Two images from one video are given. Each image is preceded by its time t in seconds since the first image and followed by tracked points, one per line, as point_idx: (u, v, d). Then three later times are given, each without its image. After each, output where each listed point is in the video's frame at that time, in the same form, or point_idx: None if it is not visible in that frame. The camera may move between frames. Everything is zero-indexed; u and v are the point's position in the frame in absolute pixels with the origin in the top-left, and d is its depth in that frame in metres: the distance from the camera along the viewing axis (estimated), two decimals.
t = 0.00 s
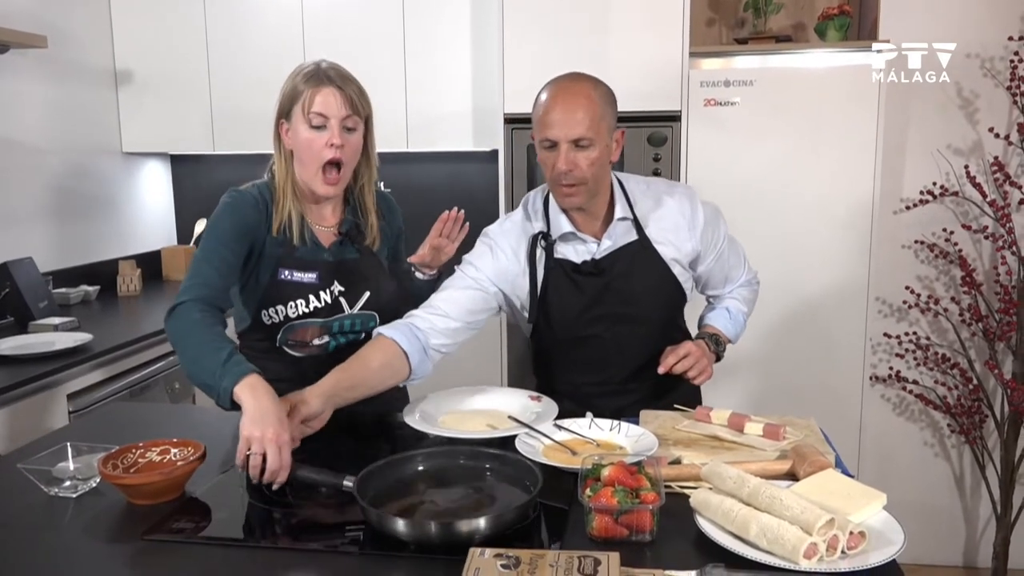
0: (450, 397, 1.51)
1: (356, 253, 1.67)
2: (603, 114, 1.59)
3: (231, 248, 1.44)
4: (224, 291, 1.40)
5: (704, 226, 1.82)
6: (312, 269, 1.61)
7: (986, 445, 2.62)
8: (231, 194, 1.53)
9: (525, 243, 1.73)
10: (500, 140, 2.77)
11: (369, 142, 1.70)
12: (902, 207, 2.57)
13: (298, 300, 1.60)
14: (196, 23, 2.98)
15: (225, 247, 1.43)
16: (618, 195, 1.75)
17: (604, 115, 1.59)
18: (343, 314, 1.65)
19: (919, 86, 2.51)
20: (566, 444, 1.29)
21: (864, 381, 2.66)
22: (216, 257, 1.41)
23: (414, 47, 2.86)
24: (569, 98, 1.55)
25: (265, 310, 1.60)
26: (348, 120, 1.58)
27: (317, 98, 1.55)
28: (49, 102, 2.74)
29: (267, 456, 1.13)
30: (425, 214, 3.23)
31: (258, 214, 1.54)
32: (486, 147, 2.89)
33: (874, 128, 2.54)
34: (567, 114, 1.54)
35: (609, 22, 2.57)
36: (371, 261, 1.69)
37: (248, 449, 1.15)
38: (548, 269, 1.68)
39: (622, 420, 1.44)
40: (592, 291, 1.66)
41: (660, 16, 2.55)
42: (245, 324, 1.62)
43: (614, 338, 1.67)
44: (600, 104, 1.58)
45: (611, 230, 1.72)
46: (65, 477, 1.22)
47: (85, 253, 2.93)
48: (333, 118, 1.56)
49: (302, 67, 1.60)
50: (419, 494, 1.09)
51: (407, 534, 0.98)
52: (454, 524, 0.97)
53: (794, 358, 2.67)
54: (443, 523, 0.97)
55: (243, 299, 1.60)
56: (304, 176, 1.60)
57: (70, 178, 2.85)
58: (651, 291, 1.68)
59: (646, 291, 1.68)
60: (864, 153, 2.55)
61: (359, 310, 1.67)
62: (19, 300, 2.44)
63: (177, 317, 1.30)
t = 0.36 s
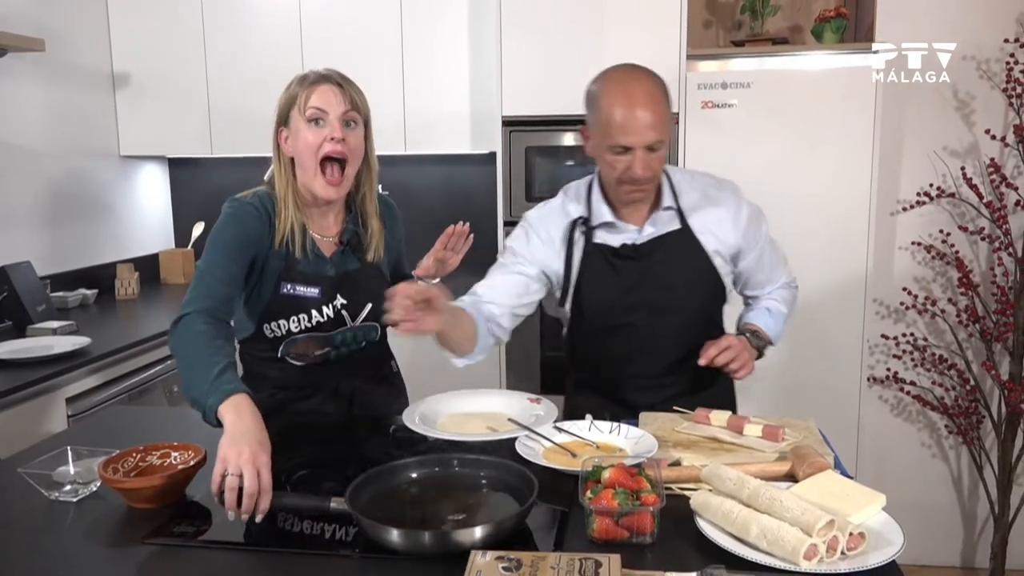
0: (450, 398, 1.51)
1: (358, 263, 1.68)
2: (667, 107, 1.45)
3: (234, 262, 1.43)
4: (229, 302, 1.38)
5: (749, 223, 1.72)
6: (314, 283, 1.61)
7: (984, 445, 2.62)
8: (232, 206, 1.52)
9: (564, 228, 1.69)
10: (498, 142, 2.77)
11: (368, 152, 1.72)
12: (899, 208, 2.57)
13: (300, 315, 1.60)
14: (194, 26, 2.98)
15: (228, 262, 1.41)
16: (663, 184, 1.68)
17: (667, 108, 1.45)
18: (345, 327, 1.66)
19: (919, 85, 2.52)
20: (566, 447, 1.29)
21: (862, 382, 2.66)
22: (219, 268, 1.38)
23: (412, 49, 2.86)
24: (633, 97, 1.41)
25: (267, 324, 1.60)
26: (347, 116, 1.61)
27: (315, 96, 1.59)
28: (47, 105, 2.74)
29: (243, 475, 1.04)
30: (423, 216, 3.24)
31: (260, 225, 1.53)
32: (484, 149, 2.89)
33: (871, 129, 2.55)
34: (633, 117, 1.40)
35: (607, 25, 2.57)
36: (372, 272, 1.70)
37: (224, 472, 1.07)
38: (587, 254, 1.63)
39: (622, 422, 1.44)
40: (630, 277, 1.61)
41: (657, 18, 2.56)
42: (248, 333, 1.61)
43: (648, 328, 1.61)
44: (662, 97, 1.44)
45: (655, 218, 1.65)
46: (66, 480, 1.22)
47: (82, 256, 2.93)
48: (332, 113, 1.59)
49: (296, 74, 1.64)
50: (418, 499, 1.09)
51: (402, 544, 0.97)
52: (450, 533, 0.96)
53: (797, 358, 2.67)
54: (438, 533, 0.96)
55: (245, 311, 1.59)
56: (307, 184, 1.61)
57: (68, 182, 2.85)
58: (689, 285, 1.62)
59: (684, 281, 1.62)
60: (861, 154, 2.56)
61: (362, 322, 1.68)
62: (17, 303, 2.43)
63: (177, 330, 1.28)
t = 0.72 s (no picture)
0: (446, 396, 1.51)
1: (352, 269, 1.67)
2: (770, 109, 1.39)
3: (228, 266, 1.41)
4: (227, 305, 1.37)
5: (845, 235, 1.62)
6: (307, 291, 1.60)
7: (976, 443, 2.63)
8: (225, 212, 1.51)
9: (648, 213, 1.68)
10: (492, 142, 2.77)
11: (364, 158, 1.70)
12: (891, 207, 2.63)
13: (294, 322, 1.60)
14: (188, 25, 2.97)
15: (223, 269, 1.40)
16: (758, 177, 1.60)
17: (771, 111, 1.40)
18: (340, 333, 1.65)
19: (918, 85, 2.58)
20: (562, 449, 1.29)
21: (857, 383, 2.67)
22: (214, 272, 1.38)
23: (406, 49, 2.86)
24: (734, 100, 1.36)
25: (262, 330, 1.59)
26: (345, 126, 1.58)
27: (314, 106, 1.55)
28: (39, 105, 2.73)
29: (239, 481, 1.03)
30: (417, 216, 3.24)
31: (254, 230, 1.52)
32: (478, 149, 2.89)
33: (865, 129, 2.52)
34: (734, 123, 1.36)
35: (601, 25, 2.58)
36: (367, 280, 1.69)
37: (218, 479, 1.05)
38: (668, 241, 1.62)
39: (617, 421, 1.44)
40: (711, 268, 1.58)
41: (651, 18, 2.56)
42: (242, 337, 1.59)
43: (725, 322, 1.58)
44: (766, 99, 1.38)
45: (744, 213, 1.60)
46: (60, 481, 1.22)
47: (75, 256, 2.92)
48: (331, 125, 1.56)
49: (294, 78, 1.60)
50: (417, 498, 1.09)
51: (403, 541, 0.97)
52: (449, 531, 0.96)
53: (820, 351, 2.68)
54: (439, 530, 0.96)
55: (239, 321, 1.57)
56: (302, 193, 1.59)
57: (61, 181, 2.84)
58: (774, 283, 1.57)
59: (769, 277, 1.57)
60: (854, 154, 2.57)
61: (356, 328, 1.67)
62: (10, 303, 2.42)
63: (175, 340, 1.28)
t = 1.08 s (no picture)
0: (440, 389, 1.51)
1: (347, 263, 1.67)
2: (791, 108, 1.40)
3: (224, 258, 1.41)
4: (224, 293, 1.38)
5: (878, 235, 1.58)
6: (302, 283, 1.60)
7: (967, 436, 2.64)
8: (221, 202, 1.50)
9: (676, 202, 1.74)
10: (486, 136, 2.76)
11: (361, 152, 1.69)
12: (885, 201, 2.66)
13: (288, 314, 1.59)
14: (180, 17, 2.95)
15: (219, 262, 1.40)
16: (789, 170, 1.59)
17: (791, 110, 1.41)
18: (334, 325, 1.65)
19: (919, 86, 2.61)
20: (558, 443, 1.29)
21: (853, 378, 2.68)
22: (211, 262, 1.39)
23: (399, 41, 2.85)
24: (752, 98, 1.38)
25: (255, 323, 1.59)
26: (345, 122, 1.57)
27: (313, 100, 1.53)
28: (27, 97, 2.70)
29: (230, 472, 1.02)
30: (411, 209, 3.23)
31: (249, 221, 1.52)
32: (471, 142, 2.88)
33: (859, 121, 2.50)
34: (750, 121, 1.38)
35: (595, 17, 2.57)
36: (361, 273, 1.69)
37: (212, 473, 1.05)
38: (693, 232, 1.63)
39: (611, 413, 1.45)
40: (731, 264, 1.58)
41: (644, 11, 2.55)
42: (237, 328, 1.59)
43: (740, 319, 1.58)
44: (786, 98, 1.40)
45: (770, 209, 1.59)
46: (53, 474, 1.21)
47: (67, 250, 2.91)
48: (329, 121, 1.54)
49: (294, 71, 1.59)
50: (413, 490, 1.09)
51: (399, 533, 0.97)
52: (445, 522, 0.96)
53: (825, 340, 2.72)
54: (434, 522, 0.96)
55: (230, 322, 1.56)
56: (301, 188, 1.58)
57: (53, 174, 2.82)
58: (794, 284, 1.56)
59: (790, 275, 1.56)
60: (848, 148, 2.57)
61: (351, 321, 1.67)
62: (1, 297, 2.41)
63: (170, 331, 1.28)
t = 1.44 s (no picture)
0: (439, 388, 1.51)
1: (346, 248, 1.73)
2: (784, 103, 1.41)
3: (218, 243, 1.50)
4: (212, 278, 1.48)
5: (883, 226, 1.53)
6: (302, 266, 1.66)
7: (964, 433, 2.65)
8: (219, 190, 1.57)
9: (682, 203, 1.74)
10: (483, 135, 2.76)
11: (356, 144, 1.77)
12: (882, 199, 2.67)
13: (288, 298, 1.66)
14: (176, 16, 2.94)
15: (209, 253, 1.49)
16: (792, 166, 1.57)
17: (783, 103, 1.41)
18: (333, 310, 1.70)
19: (919, 86, 2.62)
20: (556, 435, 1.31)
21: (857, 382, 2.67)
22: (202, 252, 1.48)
23: (397, 40, 2.85)
24: (745, 94, 1.38)
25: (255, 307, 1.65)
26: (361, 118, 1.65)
27: (338, 96, 1.60)
28: (23, 96, 2.69)
29: (272, 371, 1.15)
30: (408, 208, 3.23)
31: (247, 207, 1.58)
32: (469, 141, 2.88)
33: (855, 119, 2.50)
34: (741, 116, 1.39)
35: (592, 15, 2.56)
36: (359, 256, 1.75)
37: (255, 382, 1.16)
38: (697, 232, 1.65)
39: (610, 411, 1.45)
40: (732, 262, 1.60)
41: (642, 9, 2.54)
42: (234, 317, 1.66)
43: (745, 317, 1.60)
44: (778, 92, 1.40)
45: (774, 208, 1.58)
46: (52, 473, 1.21)
47: (64, 249, 2.90)
48: (352, 116, 1.62)
49: (307, 64, 1.62)
50: (413, 488, 1.08)
51: (399, 532, 0.97)
52: (445, 520, 0.96)
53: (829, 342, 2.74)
54: (434, 520, 0.96)
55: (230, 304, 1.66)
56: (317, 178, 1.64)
57: (50, 174, 2.82)
58: (797, 283, 1.56)
59: (792, 276, 1.56)
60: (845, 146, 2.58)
61: (349, 305, 1.73)
62: None
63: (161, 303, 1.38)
